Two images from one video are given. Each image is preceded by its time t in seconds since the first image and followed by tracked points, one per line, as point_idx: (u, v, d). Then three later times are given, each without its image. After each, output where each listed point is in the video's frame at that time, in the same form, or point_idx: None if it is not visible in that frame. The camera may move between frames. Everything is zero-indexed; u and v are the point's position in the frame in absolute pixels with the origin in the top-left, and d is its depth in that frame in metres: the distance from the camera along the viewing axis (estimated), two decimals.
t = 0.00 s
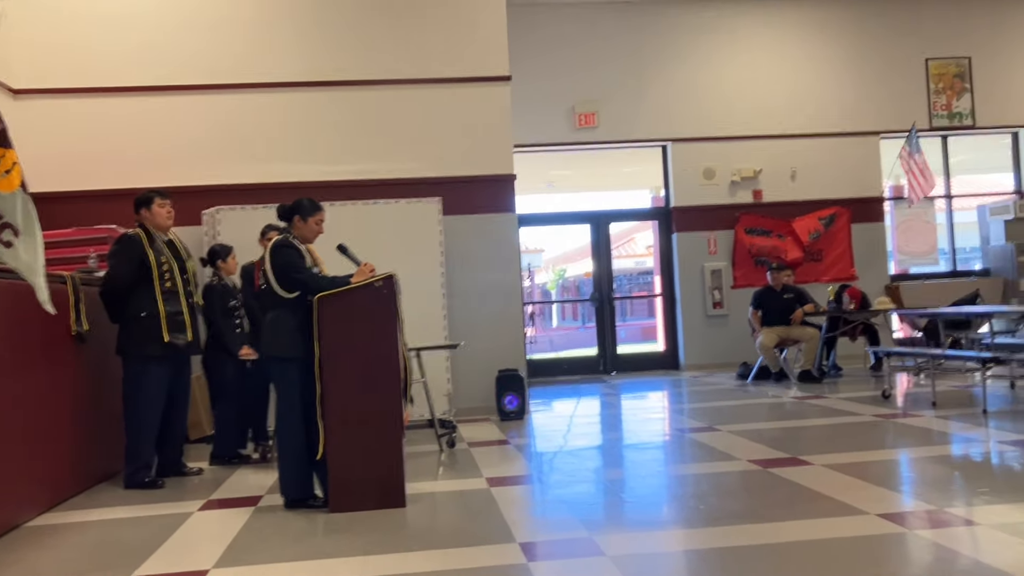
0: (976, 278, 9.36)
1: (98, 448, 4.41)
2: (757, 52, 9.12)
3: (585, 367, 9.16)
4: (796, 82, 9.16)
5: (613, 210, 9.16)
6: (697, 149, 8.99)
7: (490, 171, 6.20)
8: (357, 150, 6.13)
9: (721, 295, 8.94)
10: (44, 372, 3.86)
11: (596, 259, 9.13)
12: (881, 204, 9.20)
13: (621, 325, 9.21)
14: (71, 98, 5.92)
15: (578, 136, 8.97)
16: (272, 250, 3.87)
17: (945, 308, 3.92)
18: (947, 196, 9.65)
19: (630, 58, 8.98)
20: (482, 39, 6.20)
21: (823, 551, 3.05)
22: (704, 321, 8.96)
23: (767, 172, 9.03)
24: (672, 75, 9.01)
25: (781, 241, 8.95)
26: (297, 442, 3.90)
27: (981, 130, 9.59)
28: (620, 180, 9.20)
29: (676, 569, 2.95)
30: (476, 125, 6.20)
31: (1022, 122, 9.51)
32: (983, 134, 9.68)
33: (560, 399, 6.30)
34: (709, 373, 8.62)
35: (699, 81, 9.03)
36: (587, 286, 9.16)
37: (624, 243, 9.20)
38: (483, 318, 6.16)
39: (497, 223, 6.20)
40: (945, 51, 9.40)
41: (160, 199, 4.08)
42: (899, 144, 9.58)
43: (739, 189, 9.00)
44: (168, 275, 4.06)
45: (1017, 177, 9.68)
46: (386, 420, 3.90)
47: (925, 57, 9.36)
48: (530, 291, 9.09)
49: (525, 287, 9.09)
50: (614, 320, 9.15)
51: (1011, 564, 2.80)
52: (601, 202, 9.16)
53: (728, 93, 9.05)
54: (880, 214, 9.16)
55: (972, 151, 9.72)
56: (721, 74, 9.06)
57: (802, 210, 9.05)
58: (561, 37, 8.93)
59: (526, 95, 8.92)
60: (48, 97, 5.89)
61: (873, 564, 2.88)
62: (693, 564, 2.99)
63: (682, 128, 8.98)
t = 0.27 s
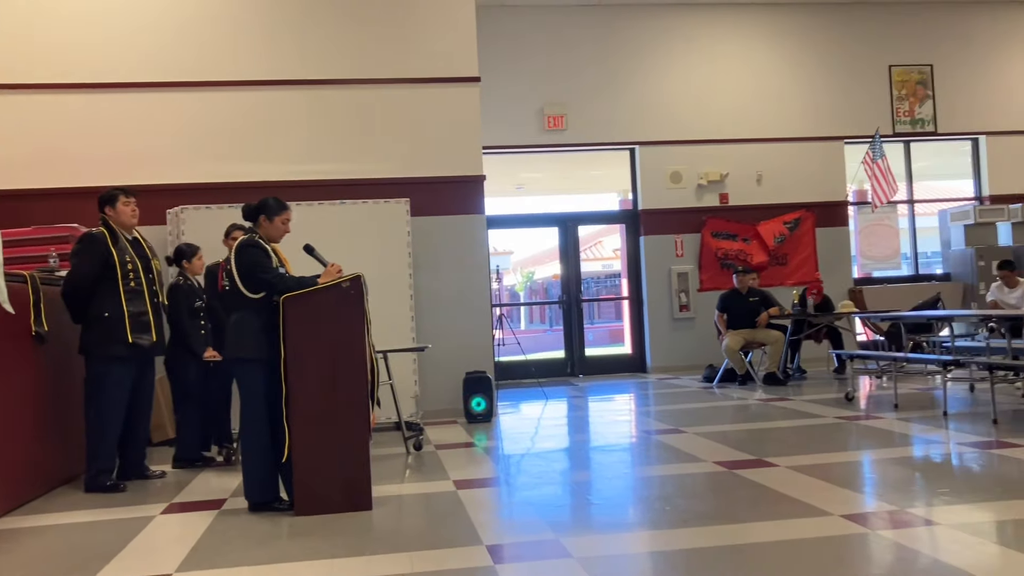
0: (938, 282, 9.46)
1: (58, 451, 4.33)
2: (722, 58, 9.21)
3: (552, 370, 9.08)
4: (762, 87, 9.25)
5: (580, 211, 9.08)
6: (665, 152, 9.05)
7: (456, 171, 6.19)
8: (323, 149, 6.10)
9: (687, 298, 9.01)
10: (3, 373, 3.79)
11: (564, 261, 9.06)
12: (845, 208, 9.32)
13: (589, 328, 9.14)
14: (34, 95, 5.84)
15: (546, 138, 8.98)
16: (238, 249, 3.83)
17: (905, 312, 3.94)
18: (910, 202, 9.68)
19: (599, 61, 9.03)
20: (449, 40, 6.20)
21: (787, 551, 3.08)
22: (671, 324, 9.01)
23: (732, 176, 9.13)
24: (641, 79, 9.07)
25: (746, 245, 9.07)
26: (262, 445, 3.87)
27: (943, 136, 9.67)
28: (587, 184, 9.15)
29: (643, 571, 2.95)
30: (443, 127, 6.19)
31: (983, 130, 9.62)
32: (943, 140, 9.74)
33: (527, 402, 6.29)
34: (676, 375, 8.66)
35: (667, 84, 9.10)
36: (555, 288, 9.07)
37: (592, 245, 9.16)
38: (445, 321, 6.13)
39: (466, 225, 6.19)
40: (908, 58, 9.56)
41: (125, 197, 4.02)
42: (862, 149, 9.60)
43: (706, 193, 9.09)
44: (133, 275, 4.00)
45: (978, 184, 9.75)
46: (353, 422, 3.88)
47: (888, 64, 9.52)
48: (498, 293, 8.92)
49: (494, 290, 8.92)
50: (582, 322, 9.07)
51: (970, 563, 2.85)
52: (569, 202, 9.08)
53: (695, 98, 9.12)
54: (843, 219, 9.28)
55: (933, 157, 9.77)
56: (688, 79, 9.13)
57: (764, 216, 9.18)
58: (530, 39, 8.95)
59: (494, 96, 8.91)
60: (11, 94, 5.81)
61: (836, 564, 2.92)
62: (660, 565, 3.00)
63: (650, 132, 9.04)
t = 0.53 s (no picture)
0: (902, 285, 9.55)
1: (20, 453, 4.27)
2: (690, 61, 9.27)
3: (522, 372, 9.09)
4: (730, 91, 9.33)
5: (551, 214, 9.11)
6: (634, 155, 9.09)
7: (425, 172, 6.18)
8: (292, 148, 6.06)
9: (656, 300, 9.06)
10: None
11: (535, 264, 9.08)
12: (811, 211, 9.43)
13: (559, 330, 9.18)
14: None
15: (517, 140, 8.97)
16: (205, 249, 3.81)
17: (872, 314, 3.89)
18: (875, 205, 9.77)
19: (570, 63, 9.05)
20: (417, 41, 6.18)
21: (754, 550, 3.11)
22: (640, 325, 9.07)
23: (701, 179, 9.21)
24: (611, 82, 9.11)
25: (714, 248, 9.16)
26: (230, 446, 3.84)
27: (907, 141, 9.78)
28: (556, 187, 9.18)
29: (612, 570, 2.97)
30: (412, 128, 6.18)
31: (946, 135, 9.72)
32: (910, 145, 9.85)
33: (498, 403, 6.30)
34: (644, 377, 8.72)
35: (636, 88, 9.14)
36: (526, 290, 9.09)
37: (562, 248, 9.19)
38: (410, 323, 6.11)
39: (438, 226, 6.19)
40: (874, 63, 9.67)
41: (90, 196, 3.96)
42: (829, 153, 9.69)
43: (675, 195, 9.15)
44: (97, 275, 3.96)
45: (941, 187, 9.87)
46: (321, 423, 3.87)
47: (854, 69, 9.63)
48: (469, 295, 8.93)
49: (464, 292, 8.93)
50: (551, 324, 9.12)
51: (932, 561, 2.89)
52: (539, 204, 9.12)
53: (664, 100, 9.19)
54: (809, 221, 9.39)
55: (898, 161, 9.88)
56: (656, 82, 9.19)
57: (732, 219, 9.24)
58: (500, 41, 8.95)
59: (464, 98, 8.89)
60: None
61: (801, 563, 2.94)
62: (629, 565, 3.02)
63: (620, 135, 9.09)
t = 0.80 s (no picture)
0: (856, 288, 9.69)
1: None
2: (648, 66, 9.35)
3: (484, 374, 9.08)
4: (689, 96, 9.43)
5: (512, 216, 9.12)
6: (595, 159, 9.15)
7: (383, 174, 6.16)
8: (251, 149, 5.99)
9: (616, 303, 9.12)
10: None
11: (496, 267, 9.06)
12: (768, 215, 9.57)
13: (520, 332, 9.18)
14: None
15: (478, 142, 8.96)
16: (161, 250, 3.76)
17: (827, 317, 3.93)
18: (830, 210, 9.93)
19: (531, 67, 9.07)
20: (375, 43, 6.16)
21: (713, 551, 3.15)
22: (600, 327, 9.12)
23: (661, 183, 9.29)
24: (571, 86, 9.15)
25: (673, 251, 9.22)
26: (185, 450, 3.80)
27: (862, 147, 9.94)
28: (517, 189, 9.20)
29: (571, 572, 2.98)
30: (371, 130, 6.15)
31: (899, 142, 9.90)
32: (864, 150, 10.02)
33: (458, 406, 6.30)
34: (604, 379, 8.77)
35: (596, 93, 9.19)
36: (487, 292, 9.08)
37: (523, 250, 9.19)
38: (367, 326, 6.08)
39: (399, 228, 6.18)
40: (830, 70, 9.81)
41: (39, 197, 3.89)
42: (785, 157, 9.87)
43: (634, 199, 9.22)
44: (46, 277, 3.89)
45: (894, 193, 10.06)
46: (279, 426, 3.84)
47: (810, 75, 9.76)
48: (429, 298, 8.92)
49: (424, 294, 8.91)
50: (513, 326, 9.10)
51: (887, 560, 2.94)
52: (499, 206, 9.12)
53: (623, 105, 9.26)
54: (766, 225, 9.53)
55: (852, 166, 10.04)
56: (616, 87, 9.25)
57: (692, 222, 9.34)
58: (461, 44, 8.94)
59: (426, 100, 8.86)
60: None
61: (760, 564, 2.97)
62: (588, 567, 3.03)
63: (581, 139, 9.13)
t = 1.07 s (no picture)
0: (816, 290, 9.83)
1: None
2: (610, 69, 9.39)
3: (448, 376, 9.06)
4: (652, 99, 9.50)
5: (476, 218, 9.12)
6: (558, 161, 9.18)
7: (345, 174, 6.12)
8: (212, 148, 5.92)
9: (580, 304, 9.17)
10: None
11: (460, 268, 9.06)
12: (729, 218, 9.67)
13: (485, 334, 9.18)
14: None
15: (442, 143, 8.95)
16: (117, 250, 3.70)
17: (786, 318, 3.95)
18: (791, 212, 10.03)
19: (494, 68, 9.07)
20: (337, 42, 6.12)
21: (676, 550, 3.17)
22: (564, 329, 9.14)
23: (623, 185, 9.34)
24: (534, 88, 9.16)
25: (636, 253, 9.30)
26: (143, 453, 3.73)
27: (821, 150, 10.08)
28: (480, 190, 9.20)
29: (534, 572, 2.98)
30: (333, 131, 6.11)
31: (856, 146, 10.06)
32: (823, 153, 10.16)
33: (422, 408, 6.28)
34: (568, 380, 8.80)
35: (559, 95, 9.23)
36: (451, 294, 9.07)
37: (488, 252, 9.20)
38: (326, 328, 6.03)
39: (361, 228, 6.14)
40: (791, 74, 9.94)
41: None
42: (746, 160, 9.96)
43: (598, 201, 9.26)
44: None
45: (853, 196, 10.20)
46: (239, 428, 3.79)
47: (771, 79, 9.89)
48: (393, 299, 8.90)
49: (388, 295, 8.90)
50: (477, 328, 9.10)
51: (848, 559, 2.97)
52: (463, 208, 9.11)
53: (586, 107, 9.29)
54: (728, 227, 9.63)
55: (813, 169, 10.17)
56: (577, 89, 9.28)
57: (654, 224, 9.42)
58: (424, 45, 8.92)
59: (389, 101, 8.83)
60: None
61: (722, 562, 2.99)
62: (552, 567, 3.03)
63: (544, 142, 9.15)
